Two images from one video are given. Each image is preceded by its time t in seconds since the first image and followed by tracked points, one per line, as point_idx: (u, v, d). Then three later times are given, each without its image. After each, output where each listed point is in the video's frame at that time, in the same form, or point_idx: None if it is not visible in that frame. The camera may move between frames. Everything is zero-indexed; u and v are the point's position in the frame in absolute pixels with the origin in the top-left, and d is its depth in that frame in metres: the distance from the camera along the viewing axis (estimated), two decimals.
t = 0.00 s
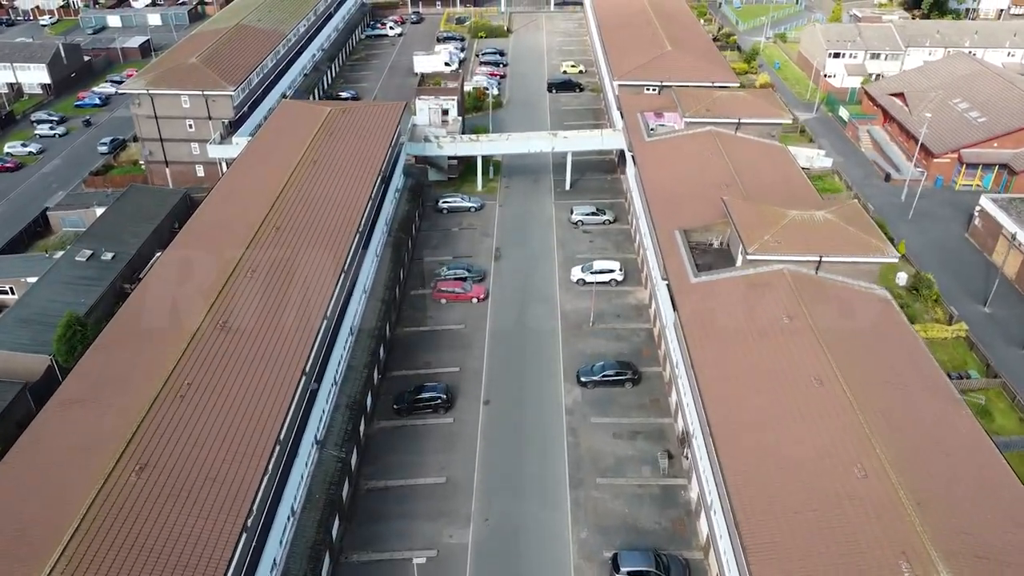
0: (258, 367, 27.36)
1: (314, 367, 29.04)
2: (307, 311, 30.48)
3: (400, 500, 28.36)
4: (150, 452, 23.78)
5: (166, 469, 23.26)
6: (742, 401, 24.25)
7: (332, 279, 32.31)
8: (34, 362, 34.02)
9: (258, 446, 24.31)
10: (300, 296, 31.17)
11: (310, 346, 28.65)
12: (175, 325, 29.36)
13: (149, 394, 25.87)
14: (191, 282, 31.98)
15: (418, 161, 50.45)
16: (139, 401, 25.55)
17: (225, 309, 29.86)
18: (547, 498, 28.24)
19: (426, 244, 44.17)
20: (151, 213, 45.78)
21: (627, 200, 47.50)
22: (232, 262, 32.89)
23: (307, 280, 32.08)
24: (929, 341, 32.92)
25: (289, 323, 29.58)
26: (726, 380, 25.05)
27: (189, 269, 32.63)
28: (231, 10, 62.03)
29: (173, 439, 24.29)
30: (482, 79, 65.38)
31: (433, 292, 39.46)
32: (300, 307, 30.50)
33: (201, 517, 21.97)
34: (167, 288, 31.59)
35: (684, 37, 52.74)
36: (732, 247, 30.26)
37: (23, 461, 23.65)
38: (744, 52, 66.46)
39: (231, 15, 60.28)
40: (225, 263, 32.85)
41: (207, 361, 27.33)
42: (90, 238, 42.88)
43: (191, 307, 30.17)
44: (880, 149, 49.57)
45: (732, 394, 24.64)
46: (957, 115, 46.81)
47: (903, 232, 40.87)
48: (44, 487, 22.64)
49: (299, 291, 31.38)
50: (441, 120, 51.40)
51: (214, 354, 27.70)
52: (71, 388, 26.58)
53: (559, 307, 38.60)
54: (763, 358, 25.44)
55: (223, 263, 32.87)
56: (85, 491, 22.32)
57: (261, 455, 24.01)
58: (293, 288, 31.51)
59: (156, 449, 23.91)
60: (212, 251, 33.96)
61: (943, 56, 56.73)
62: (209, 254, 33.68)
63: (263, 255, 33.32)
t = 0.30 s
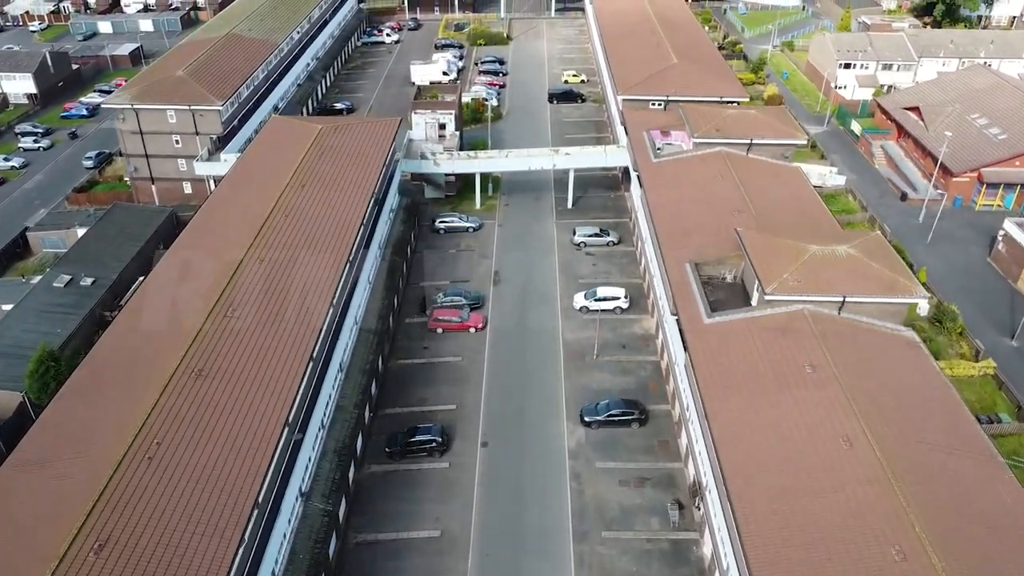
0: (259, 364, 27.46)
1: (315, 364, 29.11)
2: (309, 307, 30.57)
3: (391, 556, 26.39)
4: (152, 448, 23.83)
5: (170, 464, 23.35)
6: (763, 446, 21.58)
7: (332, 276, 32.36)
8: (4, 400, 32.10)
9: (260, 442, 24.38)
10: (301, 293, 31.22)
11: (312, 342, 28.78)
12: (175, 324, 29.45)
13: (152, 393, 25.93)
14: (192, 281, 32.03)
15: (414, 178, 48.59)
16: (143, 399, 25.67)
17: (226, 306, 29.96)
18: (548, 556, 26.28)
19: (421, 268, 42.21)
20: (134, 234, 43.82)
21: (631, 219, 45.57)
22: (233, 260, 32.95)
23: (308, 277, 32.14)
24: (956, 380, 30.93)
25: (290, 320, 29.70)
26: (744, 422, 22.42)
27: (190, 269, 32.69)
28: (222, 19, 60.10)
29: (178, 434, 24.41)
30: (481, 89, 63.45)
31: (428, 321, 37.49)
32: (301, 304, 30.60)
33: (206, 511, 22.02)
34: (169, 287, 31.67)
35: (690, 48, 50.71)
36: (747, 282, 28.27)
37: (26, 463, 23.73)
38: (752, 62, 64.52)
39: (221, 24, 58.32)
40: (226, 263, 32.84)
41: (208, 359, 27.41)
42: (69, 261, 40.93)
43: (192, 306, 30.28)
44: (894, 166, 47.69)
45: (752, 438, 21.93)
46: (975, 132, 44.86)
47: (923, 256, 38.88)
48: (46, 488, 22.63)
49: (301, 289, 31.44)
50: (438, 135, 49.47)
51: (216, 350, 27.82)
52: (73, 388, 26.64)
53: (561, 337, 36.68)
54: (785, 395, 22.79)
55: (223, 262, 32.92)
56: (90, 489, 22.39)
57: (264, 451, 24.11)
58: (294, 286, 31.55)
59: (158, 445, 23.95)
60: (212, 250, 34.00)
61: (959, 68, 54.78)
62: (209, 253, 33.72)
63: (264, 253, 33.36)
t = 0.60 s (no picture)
0: (261, 366, 27.25)
1: (316, 368, 28.93)
2: (309, 309, 30.43)
3: None
4: (153, 447, 23.55)
5: (172, 465, 23.10)
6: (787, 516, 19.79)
7: (333, 279, 32.14)
8: None
9: (262, 445, 24.18)
10: (301, 295, 30.98)
11: (314, 344, 28.67)
12: (176, 324, 29.21)
13: (152, 392, 25.64)
14: (191, 281, 31.75)
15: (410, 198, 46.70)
16: (143, 398, 25.40)
17: (226, 305, 29.67)
18: None
19: (416, 295, 40.17)
20: (116, 257, 41.85)
21: (636, 241, 43.65)
22: (233, 260, 32.64)
23: (309, 278, 31.88)
24: (986, 424, 28.95)
25: (291, 322, 29.47)
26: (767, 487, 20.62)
27: (189, 269, 32.39)
28: (211, 30, 58.18)
29: (179, 434, 24.17)
30: (480, 101, 61.51)
31: (423, 354, 35.51)
32: (302, 306, 30.38)
33: (208, 514, 21.82)
34: (169, 287, 31.40)
35: (697, 61, 48.85)
36: (764, 324, 26.30)
37: (26, 467, 23.48)
38: (759, 73, 62.57)
39: (211, 35, 56.41)
40: (225, 263, 32.51)
41: (209, 358, 27.16)
42: (46, 288, 39.00)
43: (192, 305, 30.00)
44: (910, 184, 45.79)
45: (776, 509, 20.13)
46: (996, 150, 42.92)
47: (944, 285, 36.92)
48: (47, 491, 22.39)
49: (301, 291, 31.21)
50: (435, 152, 47.54)
51: (217, 350, 27.57)
52: (73, 390, 26.41)
53: (563, 372, 34.69)
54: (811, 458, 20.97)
55: (223, 263, 32.59)
56: (90, 490, 22.12)
57: (267, 454, 23.91)
58: (294, 288, 31.30)
59: (159, 445, 23.68)
60: (212, 251, 33.69)
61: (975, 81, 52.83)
62: (209, 253, 33.41)
63: (264, 253, 33.05)
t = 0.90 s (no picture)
0: (263, 362, 27.22)
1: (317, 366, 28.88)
2: (309, 310, 30.21)
3: None
4: (157, 441, 23.38)
5: (177, 457, 22.95)
6: None
7: (334, 279, 32.06)
8: None
9: (267, 438, 24.12)
10: (301, 294, 30.94)
11: (314, 346, 28.44)
12: (177, 322, 29.06)
13: (156, 387, 25.53)
14: (191, 281, 31.64)
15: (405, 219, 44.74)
16: (146, 394, 25.27)
17: (228, 301, 29.61)
18: None
19: (409, 325, 38.10)
20: (95, 283, 39.83)
21: (642, 265, 41.67)
22: (234, 260, 32.54)
23: (309, 279, 31.80)
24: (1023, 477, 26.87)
25: (292, 320, 29.42)
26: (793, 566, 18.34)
27: (189, 269, 32.25)
28: (200, 41, 56.17)
29: (184, 427, 24.02)
30: (479, 113, 59.50)
31: (417, 392, 33.47)
32: (302, 306, 30.29)
33: (209, 509, 21.63)
34: (170, 286, 31.31)
35: (703, 75, 46.91)
36: (785, 372, 24.28)
37: (24, 464, 23.16)
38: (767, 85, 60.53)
39: (199, 47, 54.40)
40: (226, 264, 32.37)
41: (212, 354, 27.07)
42: (20, 317, 37.00)
43: (193, 304, 29.88)
44: (928, 204, 43.82)
45: None
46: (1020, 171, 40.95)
47: (969, 316, 34.91)
48: (51, 486, 22.09)
49: (303, 290, 31.20)
50: (431, 169, 45.53)
51: (220, 347, 27.49)
52: (75, 387, 26.23)
53: (565, 412, 32.66)
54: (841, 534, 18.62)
55: (224, 263, 32.48)
56: (95, 484, 21.88)
57: (272, 448, 23.84)
58: (295, 287, 31.26)
59: (163, 438, 23.53)
60: (212, 252, 33.59)
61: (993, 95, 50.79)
62: (209, 254, 33.32)
63: (264, 253, 32.93)
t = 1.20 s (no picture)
0: (264, 362, 27.36)
1: (316, 367, 28.89)
2: (309, 311, 30.23)
3: None
4: (158, 441, 23.48)
5: (179, 458, 23.14)
6: None
7: (333, 281, 32.08)
8: None
9: (268, 440, 24.34)
10: (302, 295, 30.95)
11: (315, 346, 28.53)
12: (177, 322, 29.09)
13: (156, 388, 25.60)
14: (191, 281, 31.60)
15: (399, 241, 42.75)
16: (148, 394, 25.35)
17: (228, 301, 29.63)
18: None
19: (400, 358, 36.03)
20: (71, 311, 37.78)
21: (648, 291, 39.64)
22: (233, 261, 32.48)
23: (309, 280, 31.80)
24: None
25: (291, 320, 29.50)
26: None
27: (188, 268, 32.24)
28: (187, 52, 53.69)
29: (185, 429, 24.15)
30: (478, 126, 57.49)
31: (409, 435, 31.36)
32: (302, 307, 30.31)
33: (212, 508, 21.85)
34: (170, 285, 31.30)
35: (711, 90, 44.89)
36: (809, 430, 22.17)
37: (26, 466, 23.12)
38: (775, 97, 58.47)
39: (185, 58, 51.99)
40: (225, 264, 32.32)
41: (213, 354, 27.17)
42: None
43: (194, 305, 29.89)
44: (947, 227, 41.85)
45: None
46: None
47: (997, 352, 32.89)
48: (53, 486, 22.11)
49: (302, 290, 31.26)
50: (426, 189, 43.57)
51: (220, 346, 27.61)
52: (77, 387, 26.27)
53: (567, 457, 30.58)
54: None
55: (223, 263, 32.44)
56: (98, 484, 21.94)
57: (272, 449, 24.04)
58: (294, 288, 31.29)
59: (165, 438, 23.65)
60: (212, 251, 33.59)
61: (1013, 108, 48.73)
62: (209, 253, 33.32)
63: (263, 254, 32.84)
